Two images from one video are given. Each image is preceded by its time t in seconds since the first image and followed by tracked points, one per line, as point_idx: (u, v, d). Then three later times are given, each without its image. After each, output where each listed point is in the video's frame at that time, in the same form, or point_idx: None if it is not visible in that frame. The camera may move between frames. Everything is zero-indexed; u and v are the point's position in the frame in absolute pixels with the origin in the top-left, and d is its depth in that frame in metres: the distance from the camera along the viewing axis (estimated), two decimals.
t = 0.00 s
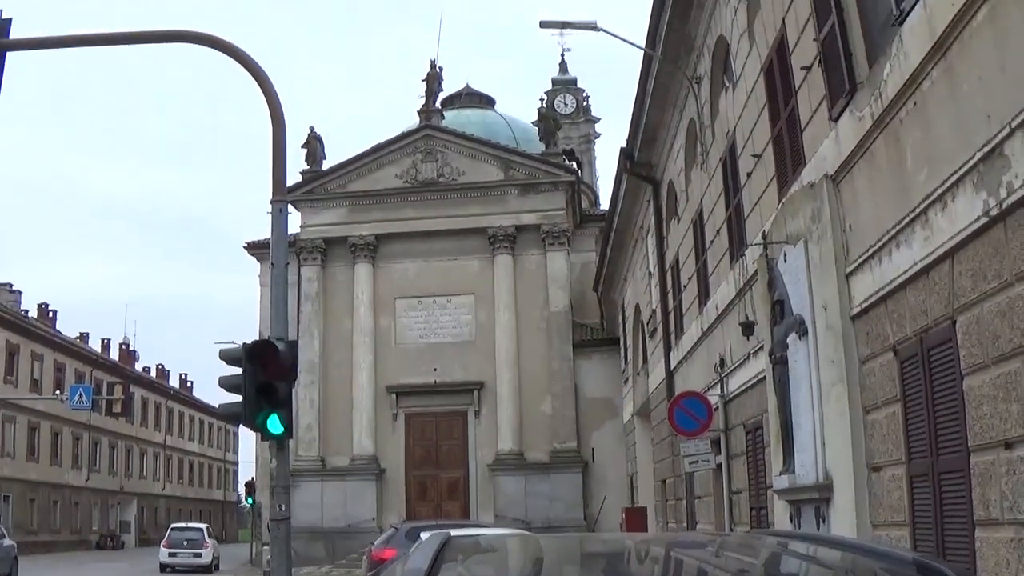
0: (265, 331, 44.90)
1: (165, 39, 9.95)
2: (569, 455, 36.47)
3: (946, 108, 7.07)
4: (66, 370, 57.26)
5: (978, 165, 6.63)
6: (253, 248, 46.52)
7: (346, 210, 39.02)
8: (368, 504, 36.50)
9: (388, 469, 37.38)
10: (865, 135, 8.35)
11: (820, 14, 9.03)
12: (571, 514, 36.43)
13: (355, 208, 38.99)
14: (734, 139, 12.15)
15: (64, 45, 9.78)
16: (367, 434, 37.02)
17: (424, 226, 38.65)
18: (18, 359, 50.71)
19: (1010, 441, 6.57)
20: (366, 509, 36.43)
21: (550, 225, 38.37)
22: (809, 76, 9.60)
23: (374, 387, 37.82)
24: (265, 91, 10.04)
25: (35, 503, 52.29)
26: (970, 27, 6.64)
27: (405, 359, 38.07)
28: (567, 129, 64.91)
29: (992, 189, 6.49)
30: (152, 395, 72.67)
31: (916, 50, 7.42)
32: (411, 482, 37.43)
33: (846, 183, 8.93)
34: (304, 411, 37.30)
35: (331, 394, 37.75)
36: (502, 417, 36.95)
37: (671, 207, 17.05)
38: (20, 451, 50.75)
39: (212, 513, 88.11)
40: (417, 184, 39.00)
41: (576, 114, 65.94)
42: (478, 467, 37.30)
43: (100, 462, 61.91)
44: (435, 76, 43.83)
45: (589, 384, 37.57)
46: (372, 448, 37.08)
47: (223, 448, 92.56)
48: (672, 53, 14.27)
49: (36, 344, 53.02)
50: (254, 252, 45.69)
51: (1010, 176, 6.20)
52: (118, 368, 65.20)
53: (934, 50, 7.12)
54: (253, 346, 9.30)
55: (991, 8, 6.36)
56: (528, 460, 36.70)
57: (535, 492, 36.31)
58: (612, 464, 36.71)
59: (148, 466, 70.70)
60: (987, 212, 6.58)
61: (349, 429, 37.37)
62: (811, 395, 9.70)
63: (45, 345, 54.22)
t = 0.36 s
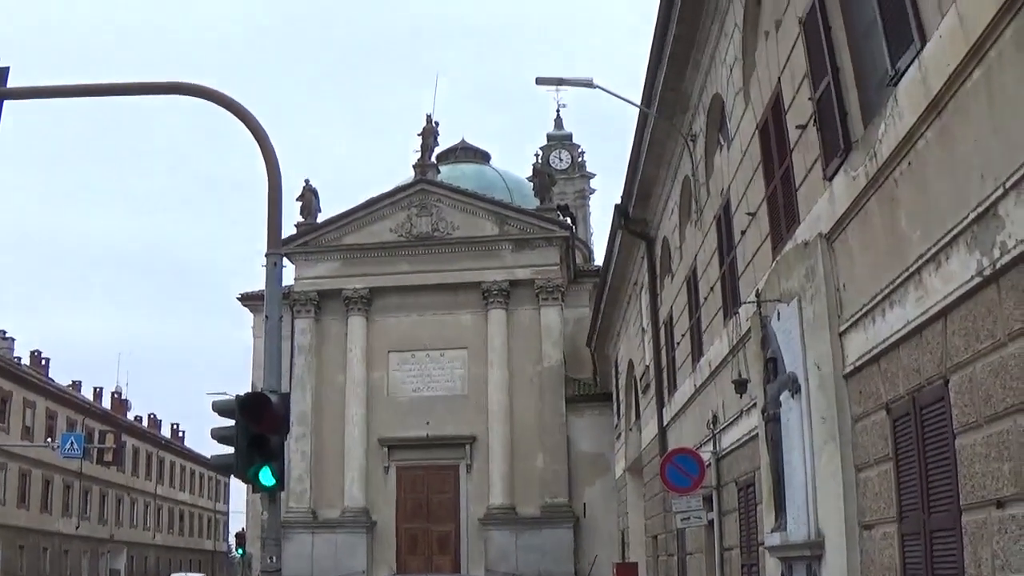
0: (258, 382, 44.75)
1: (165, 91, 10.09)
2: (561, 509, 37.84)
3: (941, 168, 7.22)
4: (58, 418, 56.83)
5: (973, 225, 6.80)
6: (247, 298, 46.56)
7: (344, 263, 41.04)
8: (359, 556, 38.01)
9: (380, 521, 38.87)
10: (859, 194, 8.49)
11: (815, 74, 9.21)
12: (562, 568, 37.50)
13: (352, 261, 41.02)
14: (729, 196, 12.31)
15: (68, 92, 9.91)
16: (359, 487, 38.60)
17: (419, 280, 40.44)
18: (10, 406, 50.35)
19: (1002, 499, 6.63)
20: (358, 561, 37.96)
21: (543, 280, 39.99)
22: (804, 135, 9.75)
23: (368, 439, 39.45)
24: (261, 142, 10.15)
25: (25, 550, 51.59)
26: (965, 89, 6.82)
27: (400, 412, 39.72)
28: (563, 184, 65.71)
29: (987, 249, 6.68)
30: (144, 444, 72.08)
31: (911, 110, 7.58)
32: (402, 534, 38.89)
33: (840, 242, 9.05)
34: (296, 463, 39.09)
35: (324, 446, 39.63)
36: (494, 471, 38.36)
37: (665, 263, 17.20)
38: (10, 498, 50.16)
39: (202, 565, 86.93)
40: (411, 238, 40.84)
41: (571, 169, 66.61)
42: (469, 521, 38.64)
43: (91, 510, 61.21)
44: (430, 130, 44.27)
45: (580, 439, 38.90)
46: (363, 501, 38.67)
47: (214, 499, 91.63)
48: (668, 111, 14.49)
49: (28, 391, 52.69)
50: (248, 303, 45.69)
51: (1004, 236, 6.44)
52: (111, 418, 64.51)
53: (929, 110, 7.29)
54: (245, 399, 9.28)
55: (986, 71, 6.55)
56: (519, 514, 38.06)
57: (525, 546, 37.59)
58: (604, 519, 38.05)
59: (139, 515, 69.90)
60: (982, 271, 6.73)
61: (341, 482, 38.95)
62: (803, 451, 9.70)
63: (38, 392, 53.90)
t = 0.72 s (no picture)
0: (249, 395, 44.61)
1: (162, 105, 10.06)
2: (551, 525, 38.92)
3: (937, 188, 7.28)
4: (49, 431, 56.40)
5: (968, 245, 6.88)
6: (239, 313, 46.44)
7: (338, 277, 42.16)
8: (351, 569, 39.14)
9: (371, 536, 39.95)
10: (853, 214, 8.55)
11: (812, 92, 9.28)
12: None
13: (347, 275, 42.14)
14: (724, 214, 12.35)
15: (72, 104, 9.88)
16: (351, 502, 39.71)
17: (411, 296, 41.63)
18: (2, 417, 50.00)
19: (995, 518, 6.67)
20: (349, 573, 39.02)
21: (536, 296, 41.09)
22: (799, 154, 9.81)
23: (360, 454, 40.59)
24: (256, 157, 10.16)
25: (14, 563, 51.14)
26: (960, 110, 6.90)
27: (392, 427, 40.90)
28: (555, 202, 65.86)
29: (981, 270, 6.74)
30: (135, 458, 71.55)
31: (906, 130, 7.65)
32: (394, 550, 39.90)
33: (834, 260, 9.10)
34: (288, 477, 40.08)
35: (316, 460, 40.63)
36: (484, 487, 39.44)
37: (659, 281, 17.25)
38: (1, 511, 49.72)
39: None
40: (405, 253, 42.08)
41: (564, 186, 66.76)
42: (460, 536, 39.68)
43: (81, 524, 60.71)
44: (425, 147, 44.30)
45: (572, 456, 40.08)
46: (355, 516, 39.73)
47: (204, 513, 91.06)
48: (663, 129, 14.55)
49: (20, 404, 52.31)
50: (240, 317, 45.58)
51: (999, 257, 6.49)
52: (102, 431, 64.08)
53: (924, 130, 7.36)
54: (238, 413, 9.25)
55: (981, 92, 6.64)
56: (510, 530, 39.06)
57: (516, 561, 38.70)
58: (595, 535, 39.02)
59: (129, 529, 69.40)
60: (977, 291, 6.81)
61: (333, 495, 40.11)
62: (796, 469, 9.73)
63: (29, 405, 53.50)
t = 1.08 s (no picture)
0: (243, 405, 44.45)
1: (166, 116, 10.07)
2: (547, 535, 39.09)
3: (933, 197, 7.33)
4: (44, 442, 55.98)
5: (965, 255, 6.92)
6: (233, 323, 46.31)
7: (333, 287, 42.60)
8: None
9: (366, 546, 40.02)
10: (852, 222, 8.59)
11: (808, 101, 9.33)
12: None
13: (342, 284, 42.57)
14: (720, 223, 12.39)
15: (83, 114, 9.85)
16: (345, 513, 39.83)
17: (405, 305, 42.03)
18: None
19: (995, 526, 6.69)
20: None
21: (531, 306, 41.53)
22: (796, 163, 9.86)
23: (354, 465, 40.75)
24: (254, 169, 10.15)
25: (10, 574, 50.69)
26: (958, 119, 6.95)
27: (387, 437, 41.10)
28: (549, 211, 65.92)
29: (979, 279, 6.78)
30: (130, 468, 71.08)
31: (904, 140, 7.71)
32: (389, 560, 39.96)
33: (831, 270, 9.14)
34: (284, 487, 40.26)
35: (312, 470, 40.86)
36: (480, 496, 39.70)
37: (654, 291, 17.29)
38: None
39: None
40: (400, 263, 42.50)
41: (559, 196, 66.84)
42: (455, 546, 39.81)
43: (76, 535, 60.22)
44: (419, 157, 44.31)
45: (568, 465, 40.30)
46: (349, 526, 39.84)
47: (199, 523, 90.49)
48: (658, 139, 14.59)
49: (15, 414, 51.95)
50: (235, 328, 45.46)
51: (997, 266, 6.53)
52: (97, 442, 63.56)
53: (921, 140, 7.42)
54: (237, 423, 9.22)
55: (978, 102, 6.70)
56: (505, 540, 39.28)
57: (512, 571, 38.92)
58: (591, 544, 39.35)
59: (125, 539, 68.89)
60: (976, 300, 6.84)
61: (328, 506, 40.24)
62: (794, 478, 9.74)
63: (24, 415, 53.12)
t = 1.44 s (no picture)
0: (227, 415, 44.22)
1: (168, 126, 9.98)
2: (532, 542, 39.15)
3: (918, 203, 7.50)
4: (28, 452, 55.34)
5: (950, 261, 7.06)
6: (216, 333, 46.07)
7: (316, 296, 42.58)
8: None
9: (351, 554, 40.14)
10: (837, 228, 8.77)
11: (791, 108, 9.46)
12: None
13: (325, 293, 42.58)
14: (703, 230, 12.46)
15: (80, 124, 9.79)
16: (330, 521, 39.95)
17: (389, 314, 42.21)
18: None
19: (980, 529, 6.75)
20: None
21: (514, 314, 41.76)
22: (779, 170, 9.96)
23: (339, 474, 40.91)
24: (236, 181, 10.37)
25: None
26: (943, 124, 7.14)
27: (372, 446, 41.33)
28: (532, 219, 66.00)
29: (964, 284, 6.89)
30: (114, 479, 70.41)
31: (889, 146, 7.93)
32: (374, 568, 40.09)
33: (815, 276, 9.29)
34: (268, 496, 40.42)
35: (297, 479, 40.93)
36: (464, 504, 39.83)
37: (638, 298, 17.33)
38: None
39: None
40: (383, 272, 42.67)
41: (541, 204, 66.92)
42: (440, 554, 39.96)
43: (61, 546, 59.54)
44: (402, 165, 44.24)
45: (552, 472, 40.28)
46: (334, 535, 39.97)
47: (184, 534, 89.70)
48: (641, 146, 14.65)
49: None
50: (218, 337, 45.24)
51: (981, 271, 6.64)
52: (79, 452, 62.84)
53: (906, 146, 7.64)
54: (222, 434, 9.23)
55: (963, 108, 6.85)
56: (490, 547, 39.46)
57: None
58: (576, 551, 39.42)
59: (109, 550, 68.16)
60: (960, 304, 6.97)
61: (312, 515, 40.33)
62: (779, 484, 9.83)
63: (7, 426, 52.51)
